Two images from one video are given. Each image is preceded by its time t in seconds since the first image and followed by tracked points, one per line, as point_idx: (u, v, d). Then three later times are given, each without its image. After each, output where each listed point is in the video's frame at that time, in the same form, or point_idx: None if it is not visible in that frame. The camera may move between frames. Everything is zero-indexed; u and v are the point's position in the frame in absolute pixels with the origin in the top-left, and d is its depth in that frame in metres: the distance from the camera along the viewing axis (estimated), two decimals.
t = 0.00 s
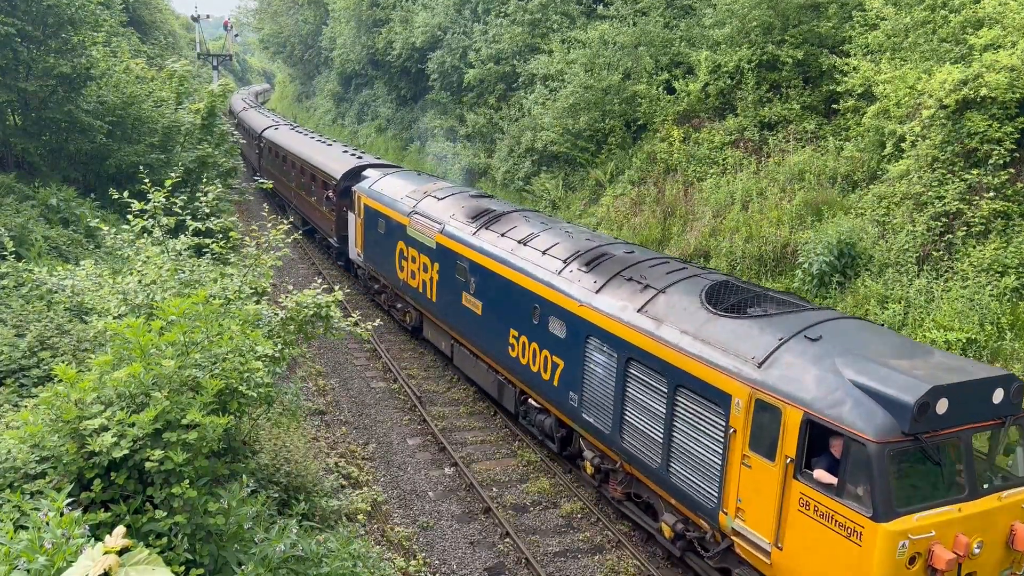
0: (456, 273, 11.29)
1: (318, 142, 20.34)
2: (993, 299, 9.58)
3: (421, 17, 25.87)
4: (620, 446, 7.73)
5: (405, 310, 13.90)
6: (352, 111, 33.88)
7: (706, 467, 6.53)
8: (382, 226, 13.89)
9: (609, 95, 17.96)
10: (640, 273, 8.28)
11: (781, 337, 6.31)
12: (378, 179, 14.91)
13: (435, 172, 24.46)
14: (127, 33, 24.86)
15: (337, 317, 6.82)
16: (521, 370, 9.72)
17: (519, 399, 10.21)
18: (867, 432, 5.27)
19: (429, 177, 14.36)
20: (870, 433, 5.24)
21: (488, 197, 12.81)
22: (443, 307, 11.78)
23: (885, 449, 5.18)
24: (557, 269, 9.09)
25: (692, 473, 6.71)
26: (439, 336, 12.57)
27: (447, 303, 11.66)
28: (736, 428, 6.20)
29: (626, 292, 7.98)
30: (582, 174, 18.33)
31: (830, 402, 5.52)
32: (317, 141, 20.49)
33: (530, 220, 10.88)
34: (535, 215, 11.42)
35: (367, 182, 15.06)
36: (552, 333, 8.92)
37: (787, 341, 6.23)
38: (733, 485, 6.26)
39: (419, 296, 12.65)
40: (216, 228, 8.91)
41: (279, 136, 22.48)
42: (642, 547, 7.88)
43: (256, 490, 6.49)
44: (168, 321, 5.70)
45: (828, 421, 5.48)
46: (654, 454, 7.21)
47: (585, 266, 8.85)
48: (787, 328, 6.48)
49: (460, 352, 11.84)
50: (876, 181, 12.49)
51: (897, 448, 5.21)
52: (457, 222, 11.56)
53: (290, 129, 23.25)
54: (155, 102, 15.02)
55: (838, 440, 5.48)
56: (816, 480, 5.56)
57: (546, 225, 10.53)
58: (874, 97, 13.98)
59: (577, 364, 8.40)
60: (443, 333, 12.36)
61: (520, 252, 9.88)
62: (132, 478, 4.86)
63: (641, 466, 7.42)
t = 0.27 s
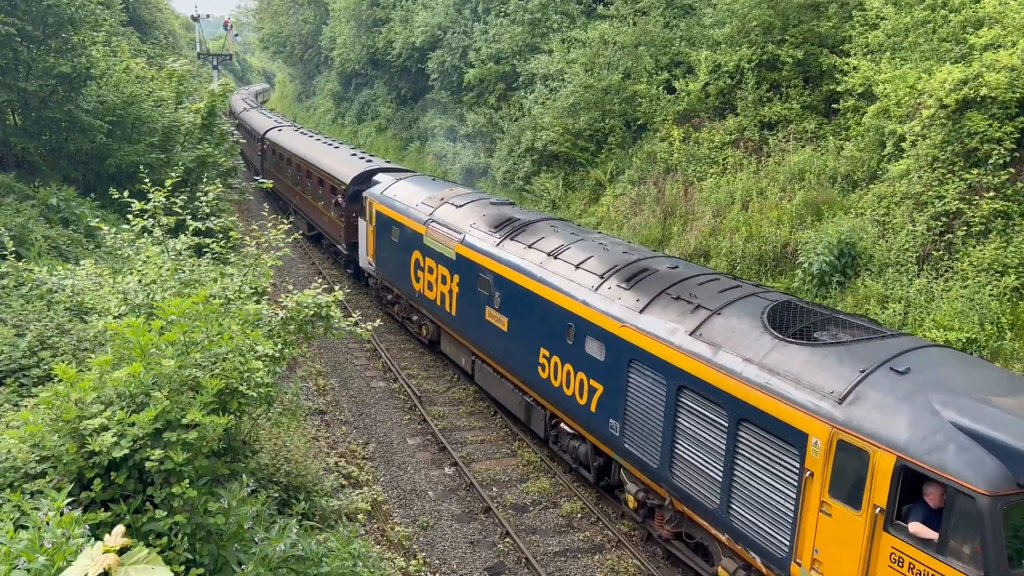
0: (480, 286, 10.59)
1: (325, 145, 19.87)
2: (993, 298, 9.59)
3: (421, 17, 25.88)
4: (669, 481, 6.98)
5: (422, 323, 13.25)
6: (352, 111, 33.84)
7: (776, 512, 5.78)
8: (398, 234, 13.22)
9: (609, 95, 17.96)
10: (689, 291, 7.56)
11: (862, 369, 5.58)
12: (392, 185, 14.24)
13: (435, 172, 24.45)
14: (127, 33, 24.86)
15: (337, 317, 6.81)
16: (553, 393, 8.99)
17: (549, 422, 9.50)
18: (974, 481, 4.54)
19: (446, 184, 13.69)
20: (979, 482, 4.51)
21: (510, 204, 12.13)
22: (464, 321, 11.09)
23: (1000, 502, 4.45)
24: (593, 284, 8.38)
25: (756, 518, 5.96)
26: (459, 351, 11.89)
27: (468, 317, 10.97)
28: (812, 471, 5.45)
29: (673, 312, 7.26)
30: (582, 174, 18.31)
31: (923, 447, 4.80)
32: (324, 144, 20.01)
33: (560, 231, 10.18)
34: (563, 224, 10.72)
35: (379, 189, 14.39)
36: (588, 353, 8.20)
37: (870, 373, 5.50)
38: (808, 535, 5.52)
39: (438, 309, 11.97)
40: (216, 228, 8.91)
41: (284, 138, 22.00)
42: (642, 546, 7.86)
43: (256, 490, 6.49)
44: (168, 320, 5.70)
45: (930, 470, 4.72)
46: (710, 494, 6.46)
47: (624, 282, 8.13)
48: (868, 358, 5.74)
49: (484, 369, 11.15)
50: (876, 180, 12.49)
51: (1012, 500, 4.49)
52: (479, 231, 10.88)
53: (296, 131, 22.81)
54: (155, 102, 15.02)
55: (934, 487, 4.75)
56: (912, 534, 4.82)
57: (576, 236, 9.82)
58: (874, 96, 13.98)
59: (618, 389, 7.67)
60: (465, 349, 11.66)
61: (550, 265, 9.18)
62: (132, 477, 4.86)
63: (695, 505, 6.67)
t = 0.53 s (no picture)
0: (506, 301, 9.92)
1: (332, 148, 19.32)
2: (993, 298, 9.59)
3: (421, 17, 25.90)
4: (730, 524, 6.30)
5: (440, 337, 12.62)
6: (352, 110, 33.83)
7: (860, 566, 5.13)
8: (415, 244, 12.57)
9: (609, 95, 17.95)
10: (747, 313, 6.89)
11: (964, 409, 4.94)
12: (408, 192, 13.58)
13: (435, 172, 24.44)
14: (127, 32, 24.85)
15: (337, 317, 6.80)
16: (589, 418, 8.32)
17: (584, 449, 8.82)
18: None
19: (465, 191, 13.04)
20: None
21: (535, 213, 11.47)
22: (489, 338, 10.43)
23: None
24: (636, 303, 7.72)
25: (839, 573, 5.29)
26: (480, 369, 11.25)
27: (493, 334, 10.31)
28: (908, 523, 4.81)
29: (732, 336, 6.59)
30: (582, 173, 18.29)
31: (954, 465, 4.61)
32: (331, 146, 19.46)
33: (593, 242, 9.52)
34: (595, 235, 10.06)
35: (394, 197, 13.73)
36: (631, 378, 7.53)
37: (975, 414, 4.86)
38: None
39: (458, 323, 11.32)
40: (216, 228, 8.91)
41: (289, 140, 21.46)
42: (642, 546, 7.85)
43: (256, 490, 6.49)
44: (168, 320, 5.70)
45: (969, 492, 4.49)
46: (782, 542, 5.79)
47: (672, 301, 7.46)
48: (966, 395, 5.09)
49: (509, 389, 10.49)
50: (876, 180, 12.49)
51: None
52: (504, 243, 10.23)
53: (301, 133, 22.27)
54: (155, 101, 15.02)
55: None
56: None
57: (612, 249, 9.15)
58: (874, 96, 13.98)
59: (668, 419, 7.00)
60: (488, 367, 11.01)
61: (586, 281, 8.51)
62: (132, 477, 4.87)
63: (763, 553, 5.99)
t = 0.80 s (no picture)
0: (535, 317, 9.19)
1: (340, 151, 18.80)
2: (993, 298, 9.59)
3: (421, 16, 25.91)
4: None
5: (460, 353, 11.92)
6: (352, 110, 33.82)
7: None
8: (433, 254, 11.87)
9: (609, 94, 17.92)
10: (820, 339, 6.10)
11: None
12: (424, 199, 12.90)
13: (435, 172, 24.43)
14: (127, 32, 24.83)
15: (337, 317, 6.79)
16: (633, 449, 7.55)
17: (626, 482, 8.03)
18: None
19: (486, 198, 12.33)
20: None
21: (563, 222, 10.74)
22: (516, 356, 9.70)
23: None
24: (687, 324, 6.95)
25: None
26: (506, 388, 10.55)
27: (521, 352, 9.59)
28: None
29: (806, 365, 5.81)
30: (582, 173, 18.28)
31: (989, 480, 4.29)
32: (338, 150, 18.93)
33: (632, 255, 8.76)
34: (633, 247, 9.29)
35: (410, 204, 13.02)
36: (684, 407, 6.75)
37: None
38: None
39: (481, 340, 10.61)
40: (216, 227, 8.91)
41: (295, 143, 20.94)
42: (642, 546, 7.84)
43: (256, 490, 6.49)
44: (168, 320, 5.69)
45: None
46: None
47: (730, 322, 6.68)
48: None
49: (539, 411, 9.76)
50: (876, 180, 12.49)
51: None
52: (532, 254, 9.50)
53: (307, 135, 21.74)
54: (155, 101, 15.03)
55: None
56: None
57: (654, 263, 8.38)
58: (874, 96, 13.98)
59: (727, 454, 6.23)
60: (516, 388, 10.26)
61: (627, 298, 7.76)
62: (133, 477, 4.87)
63: None
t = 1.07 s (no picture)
0: (570, 337, 8.44)
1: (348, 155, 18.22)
2: (993, 297, 9.60)
3: (421, 16, 25.93)
4: None
5: (482, 370, 11.16)
6: (352, 110, 33.80)
7: None
8: (453, 266, 11.15)
9: (609, 94, 17.87)
10: (910, 371, 5.33)
11: None
12: (444, 208, 12.19)
13: (435, 172, 24.43)
14: (127, 31, 24.81)
15: (337, 317, 6.78)
16: (684, 486, 6.77)
17: (673, 520, 7.23)
18: None
19: (511, 207, 11.61)
20: None
21: (597, 234, 9.99)
22: (547, 377, 8.93)
23: None
24: (751, 350, 6.17)
25: None
26: (533, 410, 9.79)
27: (552, 373, 8.85)
28: None
29: (897, 403, 5.06)
30: (582, 173, 18.27)
31: None
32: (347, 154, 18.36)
33: (678, 271, 8.00)
34: (677, 263, 8.52)
35: (430, 213, 12.29)
36: (748, 444, 5.98)
37: None
38: None
39: (507, 357, 9.88)
40: (216, 227, 8.90)
41: (301, 146, 20.36)
42: (642, 545, 7.84)
43: (256, 489, 6.49)
44: (168, 319, 5.69)
45: None
46: None
47: (801, 350, 5.92)
48: None
49: (571, 437, 8.99)
50: (876, 180, 12.50)
51: None
52: (565, 268, 8.78)
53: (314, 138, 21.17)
54: (155, 101, 15.03)
55: None
56: None
57: (704, 281, 7.62)
58: (874, 96, 13.99)
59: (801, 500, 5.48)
60: (546, 410, 9.50)
61: (678, 319, 7.00)
62: (132, 477, 4.87)
63: None
